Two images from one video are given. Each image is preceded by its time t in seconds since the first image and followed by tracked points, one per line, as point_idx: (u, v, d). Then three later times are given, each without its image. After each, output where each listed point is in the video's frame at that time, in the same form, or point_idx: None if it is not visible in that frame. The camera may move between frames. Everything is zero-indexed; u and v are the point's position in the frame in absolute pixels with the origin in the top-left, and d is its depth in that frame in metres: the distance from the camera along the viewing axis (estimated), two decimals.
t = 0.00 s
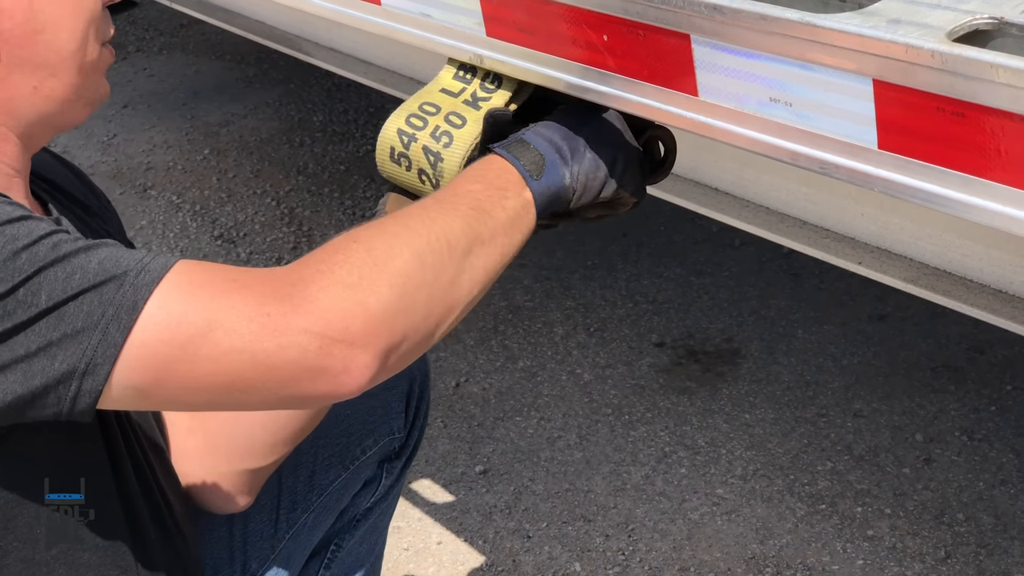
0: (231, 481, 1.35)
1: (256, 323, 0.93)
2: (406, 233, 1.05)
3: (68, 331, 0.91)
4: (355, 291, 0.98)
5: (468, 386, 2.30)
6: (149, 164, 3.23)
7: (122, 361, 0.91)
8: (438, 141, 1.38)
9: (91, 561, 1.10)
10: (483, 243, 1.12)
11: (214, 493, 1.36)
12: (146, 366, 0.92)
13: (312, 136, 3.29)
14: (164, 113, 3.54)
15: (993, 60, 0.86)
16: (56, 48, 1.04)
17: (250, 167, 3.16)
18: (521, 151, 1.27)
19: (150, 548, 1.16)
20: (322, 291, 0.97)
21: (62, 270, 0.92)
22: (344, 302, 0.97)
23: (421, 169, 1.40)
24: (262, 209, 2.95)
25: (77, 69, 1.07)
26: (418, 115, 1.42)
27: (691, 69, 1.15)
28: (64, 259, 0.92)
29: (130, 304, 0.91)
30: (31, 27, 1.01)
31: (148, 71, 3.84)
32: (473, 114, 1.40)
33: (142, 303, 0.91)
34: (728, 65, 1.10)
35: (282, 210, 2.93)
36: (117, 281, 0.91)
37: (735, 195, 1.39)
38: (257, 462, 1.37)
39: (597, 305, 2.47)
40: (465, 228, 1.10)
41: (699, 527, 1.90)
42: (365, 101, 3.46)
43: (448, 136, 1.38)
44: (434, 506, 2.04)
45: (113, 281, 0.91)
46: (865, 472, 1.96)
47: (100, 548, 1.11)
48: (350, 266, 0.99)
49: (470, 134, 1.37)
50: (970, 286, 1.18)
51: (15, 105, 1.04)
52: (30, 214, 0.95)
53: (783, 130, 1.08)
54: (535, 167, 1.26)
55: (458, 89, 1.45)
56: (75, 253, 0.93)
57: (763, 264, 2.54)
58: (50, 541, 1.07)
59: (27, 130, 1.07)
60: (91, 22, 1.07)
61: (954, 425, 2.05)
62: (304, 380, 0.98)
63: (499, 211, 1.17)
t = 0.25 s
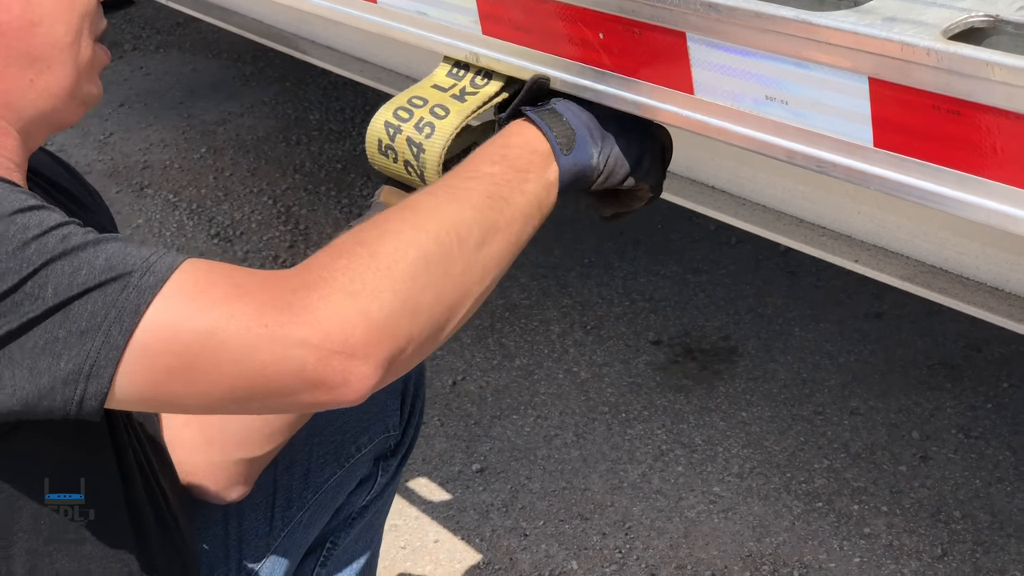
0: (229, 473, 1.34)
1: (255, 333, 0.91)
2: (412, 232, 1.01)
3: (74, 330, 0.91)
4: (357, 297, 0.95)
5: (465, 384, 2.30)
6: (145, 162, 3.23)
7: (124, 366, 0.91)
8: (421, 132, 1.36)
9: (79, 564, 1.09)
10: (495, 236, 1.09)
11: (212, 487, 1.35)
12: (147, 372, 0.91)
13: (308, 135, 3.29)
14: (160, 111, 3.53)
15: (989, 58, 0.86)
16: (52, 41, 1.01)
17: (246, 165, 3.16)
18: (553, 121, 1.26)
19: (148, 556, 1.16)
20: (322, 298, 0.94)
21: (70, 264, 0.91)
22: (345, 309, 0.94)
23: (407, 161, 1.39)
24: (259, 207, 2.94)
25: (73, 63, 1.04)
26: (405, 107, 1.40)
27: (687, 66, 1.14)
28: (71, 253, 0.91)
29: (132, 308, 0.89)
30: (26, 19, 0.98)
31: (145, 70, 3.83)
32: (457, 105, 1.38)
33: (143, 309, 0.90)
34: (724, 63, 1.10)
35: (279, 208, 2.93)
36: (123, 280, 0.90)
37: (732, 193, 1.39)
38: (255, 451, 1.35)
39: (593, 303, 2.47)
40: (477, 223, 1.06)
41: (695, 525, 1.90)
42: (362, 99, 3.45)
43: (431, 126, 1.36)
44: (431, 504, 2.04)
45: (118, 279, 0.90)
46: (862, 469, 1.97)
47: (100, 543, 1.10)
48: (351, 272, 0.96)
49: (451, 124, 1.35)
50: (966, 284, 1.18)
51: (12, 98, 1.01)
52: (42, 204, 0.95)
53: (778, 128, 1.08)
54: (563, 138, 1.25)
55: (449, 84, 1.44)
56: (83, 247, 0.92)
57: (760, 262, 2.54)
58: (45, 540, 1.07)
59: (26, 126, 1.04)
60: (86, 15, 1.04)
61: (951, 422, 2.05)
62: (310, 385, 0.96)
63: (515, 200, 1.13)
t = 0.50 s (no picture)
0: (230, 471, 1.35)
1: (296, 309, 0.90)
2: (474, 218, 0.99)
3: (113, 312, 0.90)
4: (404, 279, 0.94)
5: (463, 383, 2.30)
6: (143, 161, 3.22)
7: (161, 344, 0.90)
8: (416, 128, 1.35)
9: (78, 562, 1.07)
10: (565, 238, 1.05)
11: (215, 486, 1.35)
12: (188, 348, 0.90)
13: (306, 134, 3.28)
14: (157, 110, 3.53)
15: (987, 56, 0.86)
16: (51, 40, 1.00)
17: (244, 164, 3.16)
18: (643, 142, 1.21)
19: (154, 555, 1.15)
20: (368, 278, 0.93)
21: (110, 247, 0.89)
22: (390, 290, 0.93)
23: (403, 159, 1.37)
24: (257, 206, 2.94)
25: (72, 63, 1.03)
26: (401, 105, 1.40)
27: (685, 65, 1.14)
28: (113, 234, 0.90)
29: (175, 289, 0.89)
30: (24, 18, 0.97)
31: (142, 69, 3.83)
32: (453, 103, 1.38)
33: (187, 286, 0.89)
34: (722, 62, 1.10)
35: (277, 207, 2.93)
36: (163, 261, 0.89)
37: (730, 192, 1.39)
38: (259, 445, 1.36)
39: (591, 302, 2.47)
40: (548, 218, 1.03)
41: (693, 524, 1.90)
42: (359, 98, 3.45)
43: (426, 123, 1.35)
44: (429, 503, 2.04)
45: (159, 260, 0.89)
46: (860, 468, 1.97)
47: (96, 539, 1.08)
48: (402, 250, 0.95)
49: (445, 122, 1.34)
50: (963, 283, 1.19)
51: (14, 98, 0.99)
52: (78, 187, 0.93)
53: (777, 127, 1.08)
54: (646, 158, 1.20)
55: (447, 83, 1.44)
56: (124, 228, 0.90)
57: (758, 261, 2.54)
58: (39, 541, 1.04)
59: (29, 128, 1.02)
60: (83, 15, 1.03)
61: (948, 421, 2.05)
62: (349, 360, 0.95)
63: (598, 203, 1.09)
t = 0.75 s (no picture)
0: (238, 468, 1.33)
1: (365, 275, 0.89)
2: (535, 198, 1.00)
3: (172, 288, 0.88)
4: (472, 250, 0.94)
5: (462, 382, 2.30)
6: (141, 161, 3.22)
7: (219, 318, 0.88)
8: (411, 127, 1.32)
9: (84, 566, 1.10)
10: (621, 224, 1.06)
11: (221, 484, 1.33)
12: (247, 319, 0.88)
13: (304, 133, 3.28)
14: (156, 110, 3.53)
15: (986, 55, 0.87)
16: (61, 42, 1.00)
17: (242, 163, 3.16)
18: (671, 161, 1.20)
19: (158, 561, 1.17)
20: (438, 247, 0.93)
21: (171, 226, 0.88)
22: (460, 259, 0.93)
23: (398, 157, 1.34)
24: (255, 205, 2.94)
25: (84, 64, 1.03)
26: (398, 103, 1.37)
27: (684, 64, 1.14)
28: (172, 214, 0.89)
29: (235, 259, 0.87)
30: (36, 22, 0.97)
31: (140, 68, 3.82)
32: (449, 102, 1.37)
33: (249, 257, 0.88)
34: (721, 61, 1.10)
35: (275, 206, 2.93)
36: (221, 236, 0.88)
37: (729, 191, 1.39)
38: (263, 437, 1.32)
39: (590, 301, 2.47)
40: (604, 207, 1.05)
41: (692, 522, 1.90)
42: (358, 97, 3.45)
43: (422, 121, 1.33)
44: (427, 502, 2.04)
45: (217, 235, 0.88)
46: (858, 467, 1.97)
47: (102, 540, 1.10)
48: (465, 223, 0.95)
49: (441, 121, 1.32)
50: (962, 282, 1.19)
51: (26, 98, 0.99)
52: (131, 174, 0.92)
53: (775, 126, 1.08)
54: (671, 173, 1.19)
55: (444, 82, 1.43)
56: (185, 209, 0.90)
57: (756, 260, 2.54)
58: (50, 541, 1.07)
59: (41, 129, 1.03)
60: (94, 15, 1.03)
61: (947, 420, 2.05)
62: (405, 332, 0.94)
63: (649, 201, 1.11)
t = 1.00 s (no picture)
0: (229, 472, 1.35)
1: (373, 273, 0.89)
2: (543, 196, 0.99)
3: (179, 284, 0.88)
4: (480, 246, 0.93)
5: (458, 383, 2.30)
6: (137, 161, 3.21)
7: (225, 316, 0.88)
8: (421, 147, 1.36)
9: (96, 565, 1.11)
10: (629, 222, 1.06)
11: (206, 486, 1.34)
12: (256, 318, 0.88)
13: (300, 134, 3.28)
14: (151, 110, 3.52)
15: (981, 56, 0.87)
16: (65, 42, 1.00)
17: (238, 164, 3.15)
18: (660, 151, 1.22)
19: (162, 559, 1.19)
20: (446, 243, 0.92)
21: (181, 222, 0.89)
22: (469, 255, 0.92)
23: (409, 178, 1.39)
24: (251, 206, 2.94)
25: (88, 62, 1.03)
26: (404, 122, 1.40)
27: (680, 65, 1.14)
28: (183, 212, 0.89)
29: (243, 257, 0.88)
30: (40, 22, 0.98)
31: (136, 68, 3.82)
32: (454, 116, 1.38)
33: (256, 256, 0.88)
34: (716, 61, 1.10)
35: (271, 207, 2.92)
36: (230, 233, 0.89)
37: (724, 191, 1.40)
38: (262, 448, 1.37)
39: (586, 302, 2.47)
40: (612, 206, 1.04)
41: (688, 523, 1.90)
42: (354, 97, 3.45)
43: (430, 142, 1.36)
44: (423, 503, 2.03)
45: (226, 233, 0.89)
46: (854, 467, 1.97)
47: (109, 540, 1.11)
48: (473, 222, 0.95)
49: (449, 140, 1.35)
50: (957, 282, 1.19)
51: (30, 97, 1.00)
52: (145, 173, 0.93)
53: (771, 126, 1.08)
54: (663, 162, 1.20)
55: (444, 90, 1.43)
56: (197, 207, 0.90)
57: (752, 261, 2.54)
58: (53, 541, 1.09)
59: (45, 127, 1.04)
60: (97, 14, 1.03)
61: (943, 420, 2.05)
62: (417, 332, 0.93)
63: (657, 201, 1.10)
